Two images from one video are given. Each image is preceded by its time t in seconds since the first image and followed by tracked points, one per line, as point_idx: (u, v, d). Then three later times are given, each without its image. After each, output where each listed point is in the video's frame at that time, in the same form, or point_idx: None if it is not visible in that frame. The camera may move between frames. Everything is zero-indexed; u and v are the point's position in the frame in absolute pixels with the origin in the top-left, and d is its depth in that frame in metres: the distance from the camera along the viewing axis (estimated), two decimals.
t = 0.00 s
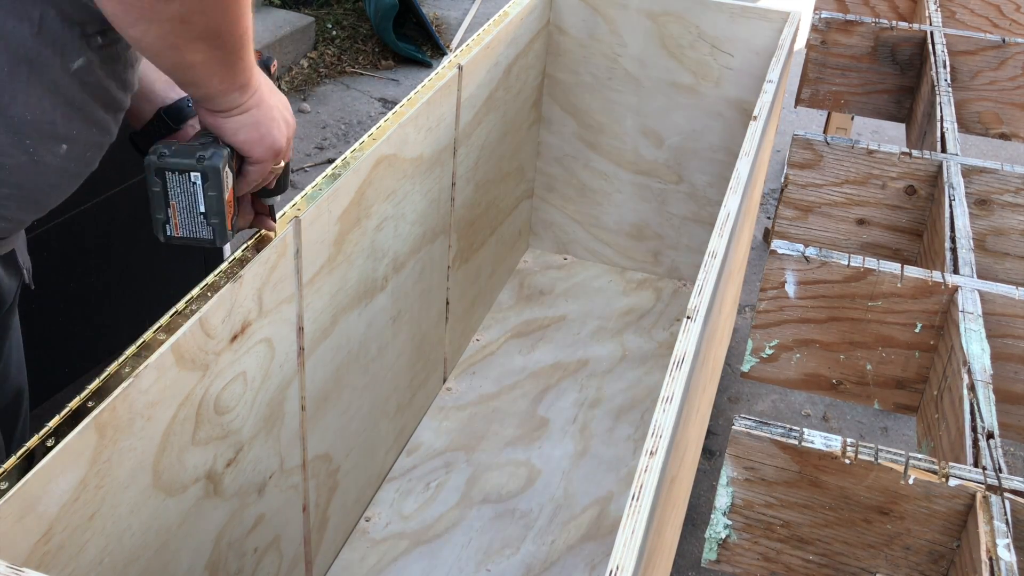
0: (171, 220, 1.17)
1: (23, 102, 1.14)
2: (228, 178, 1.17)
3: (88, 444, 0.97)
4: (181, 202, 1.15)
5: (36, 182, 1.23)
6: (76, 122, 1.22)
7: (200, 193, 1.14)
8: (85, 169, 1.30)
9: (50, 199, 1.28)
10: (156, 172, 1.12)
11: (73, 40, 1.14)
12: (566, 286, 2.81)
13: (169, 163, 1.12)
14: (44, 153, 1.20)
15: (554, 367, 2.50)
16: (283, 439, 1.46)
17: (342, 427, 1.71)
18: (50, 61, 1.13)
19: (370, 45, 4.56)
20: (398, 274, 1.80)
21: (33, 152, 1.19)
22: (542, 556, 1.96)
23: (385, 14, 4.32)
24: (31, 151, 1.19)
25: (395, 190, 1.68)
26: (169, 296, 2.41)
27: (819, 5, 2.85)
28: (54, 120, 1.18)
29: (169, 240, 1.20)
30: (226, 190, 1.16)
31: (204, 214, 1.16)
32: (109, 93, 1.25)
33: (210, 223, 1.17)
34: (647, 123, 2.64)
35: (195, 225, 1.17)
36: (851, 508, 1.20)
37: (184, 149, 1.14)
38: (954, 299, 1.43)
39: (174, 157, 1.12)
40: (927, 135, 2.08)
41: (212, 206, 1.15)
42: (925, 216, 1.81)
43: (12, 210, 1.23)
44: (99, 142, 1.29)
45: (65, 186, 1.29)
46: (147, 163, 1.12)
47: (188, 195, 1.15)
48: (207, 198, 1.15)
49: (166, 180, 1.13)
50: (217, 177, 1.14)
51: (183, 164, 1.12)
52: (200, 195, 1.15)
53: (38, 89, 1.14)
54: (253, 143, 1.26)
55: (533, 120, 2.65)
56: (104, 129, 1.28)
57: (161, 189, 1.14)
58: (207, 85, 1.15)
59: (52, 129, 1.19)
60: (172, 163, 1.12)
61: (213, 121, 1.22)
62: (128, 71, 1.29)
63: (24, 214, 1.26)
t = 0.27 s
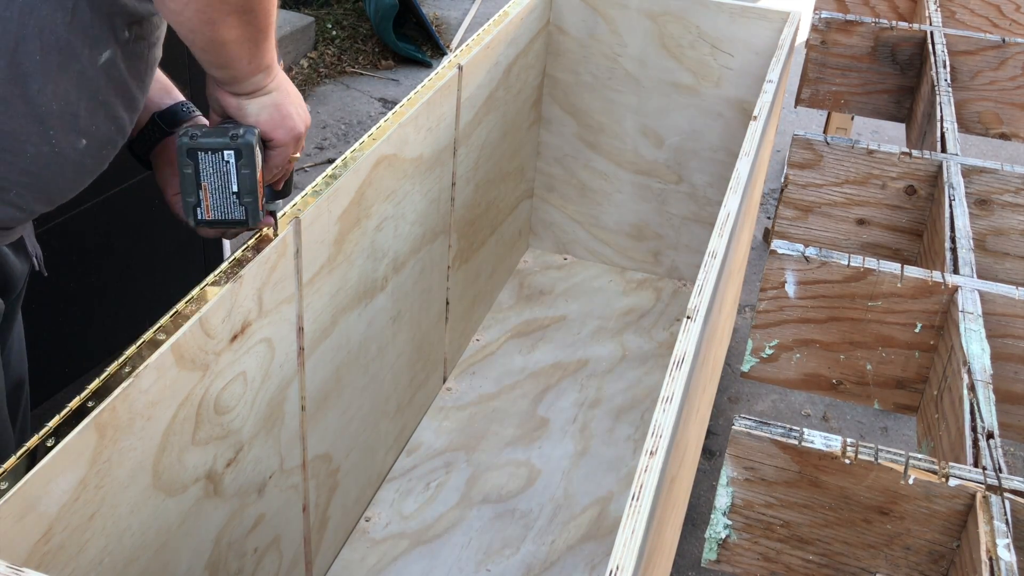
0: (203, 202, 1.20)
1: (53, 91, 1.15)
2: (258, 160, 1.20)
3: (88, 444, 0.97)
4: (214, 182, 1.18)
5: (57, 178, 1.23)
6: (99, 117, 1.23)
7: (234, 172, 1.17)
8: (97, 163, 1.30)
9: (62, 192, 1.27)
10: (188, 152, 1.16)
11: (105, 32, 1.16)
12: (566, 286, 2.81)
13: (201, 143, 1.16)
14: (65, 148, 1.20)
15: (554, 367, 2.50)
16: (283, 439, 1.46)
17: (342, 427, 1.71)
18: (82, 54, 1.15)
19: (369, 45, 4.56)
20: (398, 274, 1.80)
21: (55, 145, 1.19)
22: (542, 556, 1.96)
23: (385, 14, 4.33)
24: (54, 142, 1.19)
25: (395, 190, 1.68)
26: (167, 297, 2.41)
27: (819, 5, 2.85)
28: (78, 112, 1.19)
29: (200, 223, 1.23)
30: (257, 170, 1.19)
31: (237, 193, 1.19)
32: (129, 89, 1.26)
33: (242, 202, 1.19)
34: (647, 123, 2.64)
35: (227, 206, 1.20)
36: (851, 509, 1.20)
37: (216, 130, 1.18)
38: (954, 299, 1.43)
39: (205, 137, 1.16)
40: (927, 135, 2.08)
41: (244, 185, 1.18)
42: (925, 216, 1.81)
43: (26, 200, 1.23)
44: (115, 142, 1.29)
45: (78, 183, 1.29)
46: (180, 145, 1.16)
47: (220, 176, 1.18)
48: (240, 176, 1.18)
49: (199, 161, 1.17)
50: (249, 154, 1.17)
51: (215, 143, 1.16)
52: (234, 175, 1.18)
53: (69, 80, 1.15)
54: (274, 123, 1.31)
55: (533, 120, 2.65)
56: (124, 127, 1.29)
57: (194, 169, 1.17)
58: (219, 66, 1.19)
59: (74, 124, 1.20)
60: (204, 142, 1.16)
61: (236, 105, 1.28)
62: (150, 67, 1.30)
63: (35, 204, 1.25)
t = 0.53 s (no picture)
0: (77, 242, 1.23)
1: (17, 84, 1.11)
2: (125, 220, 1.20)
3: (88, 444, 0.97)
4: (82, 234, 1.21)
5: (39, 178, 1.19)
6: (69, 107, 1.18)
7: (96, 233, 1.19)
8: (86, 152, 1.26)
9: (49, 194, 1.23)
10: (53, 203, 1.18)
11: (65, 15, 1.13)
12: (566, 286, 2.81)
13: (64, 200, 1.17)
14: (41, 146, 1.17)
15: (554, 367, 2.50)
16: (283, 439, 1.46)
17: (342, 427, 1.71)
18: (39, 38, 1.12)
19: (369, 45, 4.56)
20: (398, 274, 1.80)
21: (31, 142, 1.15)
22: (542, 556, 1.96)
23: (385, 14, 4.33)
24: None
25: (395, 190, 1.68)
26: (168, 296, 2.40)
27: (819, 5, 2.85)
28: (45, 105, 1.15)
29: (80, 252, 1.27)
30: (121, 232, 1.20)
31: (104, 249, 1.22)
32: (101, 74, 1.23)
33: (111, 255, 1.23)
34: (647, 123, 2.64)
35: (100, 255, 1.24)
36: (851, 508, 1.20)
37: (83, 186, 1.17)
38: (954, 299, 1.43)
39: (66, 195, 1.17)
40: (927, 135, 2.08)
41: (108, 246, 1.21)
42: (925, 216, 1.81)
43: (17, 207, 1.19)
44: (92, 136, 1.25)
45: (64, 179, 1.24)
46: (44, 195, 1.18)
47: (86, 231, 1.20)
48: (103, 239, 1.20)
49: (65, 213, 1.19)
50: (106, 224, 1.17)
51: (73, 204, 1.16)
52: (98, 235, 1.19)
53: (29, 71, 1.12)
54: (159, 167, 1.23)
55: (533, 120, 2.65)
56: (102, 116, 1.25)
57: (64, 220, 1.20)
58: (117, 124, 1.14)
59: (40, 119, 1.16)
60: (64, 200, 1.17)
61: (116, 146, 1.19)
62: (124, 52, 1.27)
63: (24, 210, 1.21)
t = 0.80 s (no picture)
0: (158, 225, 1.20)
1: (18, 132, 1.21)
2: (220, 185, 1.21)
3: (88, 444, 0.97)
4: (170, 206, 1.19)
5: (24, 215, 1.29)
6: (71, 157, 1.29)
7: (191, 198, 1.18)
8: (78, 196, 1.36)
9: (34, 230, 1.33)
10: (146, 174, 1.16)
11: (76, 74, 1.23)
12: (566, 286, 2.81)
13: (161, 165, 1.16)
14: (34, 187, 1.27)
15: (554, 367, 2.50)
16: (283, 439, 1.46)
17: (342, 427, 1.71)
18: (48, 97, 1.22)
19: (370, 45, 4.56)
20: (398, 274, 1.80)
21: (24, 182, 1.25)
22: (542, 556, 1.96)
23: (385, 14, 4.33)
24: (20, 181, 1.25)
25: (395, 190, 1.68)
26: (169, 296, 2.40)
27: (819, 5, 2.85)
28: (47, 155, 1.26)
29: (155, 246, 1.23)
30: (216, 197, 1.20)
31: (195, 219, 1.19)
32: (109, 132, 1.33)
33: (199, 229, 1.20)
34: (647, 123, 2.64)
35: (185, 231, 1.21)
36: (851, 508, 1.20)
37: (176, 152, 1.18)
38: (954, 299, 1.43)
39: (165, 159, 1.16)
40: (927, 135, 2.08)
41: (202, 211, 1.19)
42: (925, 216, 1.81)
43: None
44: (91, 180, 1.35)
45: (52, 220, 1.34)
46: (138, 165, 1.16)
47: (177, 200, 1.18)
48: (197, 203, 1.18)
49: (156, 183, 1.17)
50: (209, 181, 1.18)
51: (174, 166, 1.16)
52: (190, 200, 1.18)
53: (35, 124, 1.22)
54: (242, 149, 1.30)
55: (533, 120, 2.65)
56: (101, 165, 1.35)
57: (150, 192, 1.18)
58: (217, 102, 1.24)
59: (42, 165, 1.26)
60: (162, 165, 1.16)
61: (204, 126, 1.28)
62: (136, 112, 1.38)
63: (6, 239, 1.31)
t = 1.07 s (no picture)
0: (150, 167, 1.35)
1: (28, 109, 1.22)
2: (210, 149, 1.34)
3: (88, 444, 0.97)
4: (161, 159, 1.33)
5: (40, 190, 1.30)
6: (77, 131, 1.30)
7: (181, 159, 1.32)
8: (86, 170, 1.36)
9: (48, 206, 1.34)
10: (140, 129, 1.30)
11: (75, 46, 1.23)
12: (566, 286, 2.82)
13: (155, 126, 1.30)
14: (45, 163, 1.28)
15: (554, 367, 2.50)
16: (283, 439, 1.46)
17: (342, 427, 1.71)
18: (53, 71, 1.22)
19: (370, 45, 4.56)
20: (398, 274, 1.80)
21: (35, 158, 1.26)
22: (542, 556, 1.96)
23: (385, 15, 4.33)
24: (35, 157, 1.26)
25: (395, 190, 1.68)
26: (169, 297, 2.41)
27: (819, 5, 2.85)
28: (56, 130, 1.27)
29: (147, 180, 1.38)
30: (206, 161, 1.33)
31: (183, 174, 1.33)
32: (111, 101, 1.34)
33: (186, 181, 1.34)
34: (647, 123, 2.64)
35: (173, 181, 1.34)
36: (851, 508, 1.20)
37: (172, 113, 1.31)
38: (954, 299, 1.43)
39: (160, 121, 1.30)
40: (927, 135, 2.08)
41: (190, 172, 1.32)
42: (925, 216, 1.81)
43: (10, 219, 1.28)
44: (97, 153, 1.36)
45: (61, 198, 1.35)
46: (135, 121, 1.31)
47: (168, 153, 1.32)
48: (186, 164, 1.32)
49: (150, 138, 1.31)
50: (199, 150, 1.31)
51: (166, 130, 1.29)
52: (181, 160, 1.32)
53: (43, 98, 1.23)
54: (239, 99, 1.33)
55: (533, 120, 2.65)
56: (106, 133, 1.35)
57: (145, 144, 1.32)
58: (213, 57, 1.24)
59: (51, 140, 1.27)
60: (157, 126, 1.30)
61: (202, 77, 1.29)
62: (137, 81, 1.38)
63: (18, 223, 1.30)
